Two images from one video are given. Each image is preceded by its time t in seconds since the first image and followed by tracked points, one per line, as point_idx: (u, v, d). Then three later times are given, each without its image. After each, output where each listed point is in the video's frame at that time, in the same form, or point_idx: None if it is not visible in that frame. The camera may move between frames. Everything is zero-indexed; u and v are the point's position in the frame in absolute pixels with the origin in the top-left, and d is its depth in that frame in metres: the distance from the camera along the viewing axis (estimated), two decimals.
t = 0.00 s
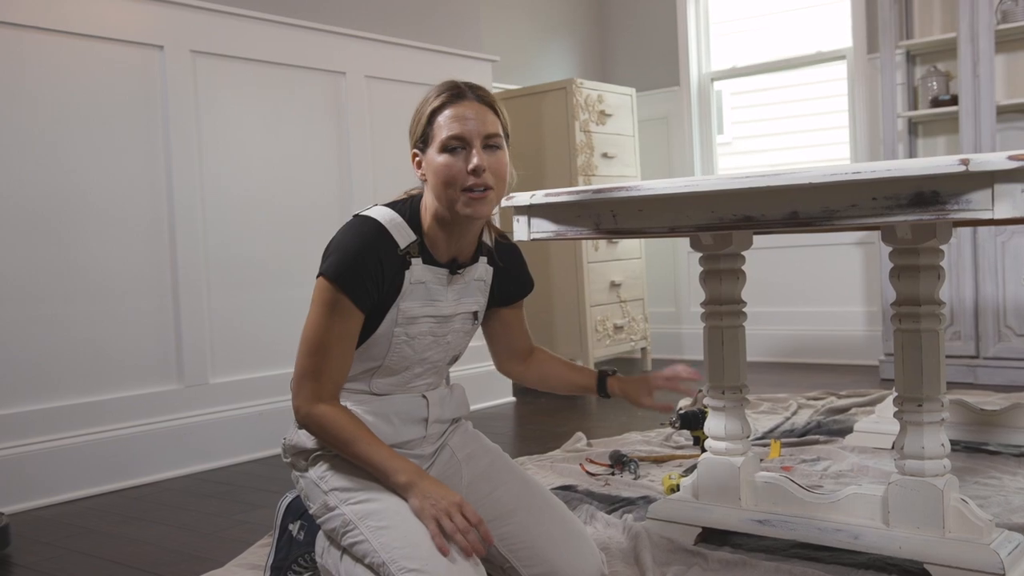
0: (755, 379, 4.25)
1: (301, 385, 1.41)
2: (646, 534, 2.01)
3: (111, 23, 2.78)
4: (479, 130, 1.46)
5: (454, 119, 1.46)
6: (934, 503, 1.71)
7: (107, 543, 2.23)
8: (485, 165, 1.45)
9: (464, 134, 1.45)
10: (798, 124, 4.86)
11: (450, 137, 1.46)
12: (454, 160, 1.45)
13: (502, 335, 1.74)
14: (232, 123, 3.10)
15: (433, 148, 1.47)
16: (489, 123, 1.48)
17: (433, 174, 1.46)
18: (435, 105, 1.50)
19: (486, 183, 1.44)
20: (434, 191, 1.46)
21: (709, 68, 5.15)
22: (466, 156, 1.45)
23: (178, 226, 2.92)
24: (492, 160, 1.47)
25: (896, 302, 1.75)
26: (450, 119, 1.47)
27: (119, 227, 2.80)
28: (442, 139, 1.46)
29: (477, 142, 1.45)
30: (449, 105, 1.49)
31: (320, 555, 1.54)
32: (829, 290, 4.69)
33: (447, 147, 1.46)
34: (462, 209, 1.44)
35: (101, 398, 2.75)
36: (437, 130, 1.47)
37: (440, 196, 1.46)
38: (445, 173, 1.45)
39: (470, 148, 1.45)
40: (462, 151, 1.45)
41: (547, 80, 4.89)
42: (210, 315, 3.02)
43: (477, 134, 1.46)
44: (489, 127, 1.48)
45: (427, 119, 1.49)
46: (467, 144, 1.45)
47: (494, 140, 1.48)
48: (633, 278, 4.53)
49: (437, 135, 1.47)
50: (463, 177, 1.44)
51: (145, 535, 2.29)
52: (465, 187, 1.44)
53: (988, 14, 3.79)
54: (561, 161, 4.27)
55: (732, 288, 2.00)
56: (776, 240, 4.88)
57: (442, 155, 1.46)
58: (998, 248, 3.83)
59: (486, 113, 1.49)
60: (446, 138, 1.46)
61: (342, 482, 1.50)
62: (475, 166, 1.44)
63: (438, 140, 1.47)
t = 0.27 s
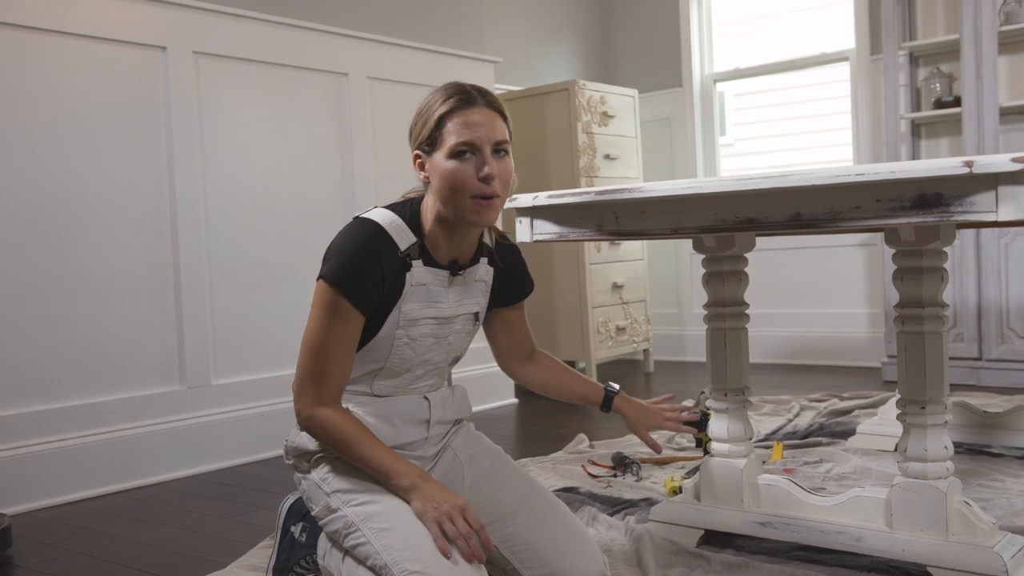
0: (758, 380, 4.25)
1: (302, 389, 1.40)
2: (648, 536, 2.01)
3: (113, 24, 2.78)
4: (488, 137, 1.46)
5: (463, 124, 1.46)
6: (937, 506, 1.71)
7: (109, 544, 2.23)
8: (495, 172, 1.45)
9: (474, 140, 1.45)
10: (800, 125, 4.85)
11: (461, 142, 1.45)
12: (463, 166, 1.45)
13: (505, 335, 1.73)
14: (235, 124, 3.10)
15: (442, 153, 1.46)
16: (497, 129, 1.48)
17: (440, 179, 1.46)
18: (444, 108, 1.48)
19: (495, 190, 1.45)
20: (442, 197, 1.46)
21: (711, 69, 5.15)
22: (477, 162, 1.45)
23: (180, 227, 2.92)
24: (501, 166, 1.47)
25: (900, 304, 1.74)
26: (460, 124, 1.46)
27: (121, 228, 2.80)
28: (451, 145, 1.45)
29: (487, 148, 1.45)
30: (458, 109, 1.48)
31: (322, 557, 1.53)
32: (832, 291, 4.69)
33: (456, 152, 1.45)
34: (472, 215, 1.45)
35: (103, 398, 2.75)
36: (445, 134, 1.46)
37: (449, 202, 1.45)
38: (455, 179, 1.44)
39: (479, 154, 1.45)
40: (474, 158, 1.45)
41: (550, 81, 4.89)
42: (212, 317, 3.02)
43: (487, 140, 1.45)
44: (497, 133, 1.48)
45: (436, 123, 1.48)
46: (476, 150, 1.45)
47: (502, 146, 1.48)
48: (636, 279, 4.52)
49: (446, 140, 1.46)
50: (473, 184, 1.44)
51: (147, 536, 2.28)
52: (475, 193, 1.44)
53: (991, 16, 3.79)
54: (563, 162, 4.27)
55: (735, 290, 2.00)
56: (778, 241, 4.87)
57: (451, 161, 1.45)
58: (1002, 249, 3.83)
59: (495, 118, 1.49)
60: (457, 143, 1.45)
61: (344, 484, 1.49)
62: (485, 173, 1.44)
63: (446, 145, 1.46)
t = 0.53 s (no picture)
0: (761, 379, 4.24)
1: (301, 393, 1.40)
2: (652, 535, 2.01)
3: (115, 23, 2.78)
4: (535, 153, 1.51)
5: (524, 140, 1.48)
6: (941, 504, 1.71)
7: (111, 543, 2.23)
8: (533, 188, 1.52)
9: (529, 156, 1.49)
10: (803, 124, 4.85)
11: (520, 158, 1.47)
12: (516, 181, 1.48)
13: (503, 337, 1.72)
14: (237, 124, 3.09)
15: (498, 165, 1.46)
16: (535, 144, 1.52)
17: (497, 192, 1.47)
18: (501, 118, 1.46)
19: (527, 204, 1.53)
20: (490, 208, 1.47)
21: (713, 68, 5.14)
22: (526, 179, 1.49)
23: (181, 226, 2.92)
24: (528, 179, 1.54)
25: (903, 303, 1.74)
26: (518, 139, 1.47)
27: (122, 227, 2.80)
28: (512, 159, 1.46)
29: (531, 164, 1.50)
30: (512, 121, 1.48)
31: (325, 557, 1.53)
32: (834, 290, 4.68)
33: (515, 167, 1.47)
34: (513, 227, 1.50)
35: (105, 398, 2.75)
36: (506, 147, 1.46)
37: (498, 214, 1.48)
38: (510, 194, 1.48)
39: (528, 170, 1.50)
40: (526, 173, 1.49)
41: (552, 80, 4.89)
42: (214, 316, 3.02)
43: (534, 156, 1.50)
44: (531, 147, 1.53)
45: (496, 133, 1.45)
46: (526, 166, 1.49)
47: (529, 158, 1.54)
48: (638, 278, 4.52)
49: (507, 153, 1.46)
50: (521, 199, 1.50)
51: (150, 535, 2.28)
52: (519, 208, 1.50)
53: (994, 14, 3.78)
54: (565, 161, 4.26)
55: (738, 289, 1.99)
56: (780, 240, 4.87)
57: (507, 175, 1.47)
58: (1005, 248, 3.82)
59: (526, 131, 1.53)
60: (514, 157, 1.47)
61: (347, 483, 1.49)
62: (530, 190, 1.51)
63: (506, 158, 1.46)
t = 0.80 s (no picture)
0: (761, 379, 4.24)
1: (303, 390, 1.40)
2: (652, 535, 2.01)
3: (117, 22, 2.78)
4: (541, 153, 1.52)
5: (534, 141, 1.48)
6: (942, 505, 1.71)
7: (111, 542, 2.23)
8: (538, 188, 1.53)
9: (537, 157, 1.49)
10: (803, 124, 4.85)
11: (529, 159, 1.48)
12: (524, 181, 1.49)
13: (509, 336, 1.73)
14: (238, 123, 3.09)
15: (507, 165, 1.46)
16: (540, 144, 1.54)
17: (506, 192, 1.47)
18: (512, 119, 1.47)
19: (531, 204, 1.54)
20: (497, 208, 1.48)
21: (714, 68, 5.14)
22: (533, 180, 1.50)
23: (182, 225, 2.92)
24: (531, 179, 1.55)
25: (904, 303, 1.74)
26: (528, 140, 1.48)
27: (123, 226, 2.80)
28: (523, 160, 1.47)
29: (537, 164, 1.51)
30: (521, 121, 1.48)
31: (326, 556, 1.53)
32: (835, 290, 4.68)
33: (525, 168, 1.48)
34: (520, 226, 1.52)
35: (106, 396, 2.75)
36: (516, 148, 1.46)
37: (505, 214, 1.49)
38: (520, 194, 1.49)
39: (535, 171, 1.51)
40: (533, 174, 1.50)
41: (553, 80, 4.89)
42: (214, 315, 3.02)
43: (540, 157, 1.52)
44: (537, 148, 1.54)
45: (506, 134, 1.45)
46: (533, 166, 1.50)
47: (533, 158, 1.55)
48: (638, 278, 4.52)
49: (518, 154, 1.47)
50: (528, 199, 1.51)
51: (150, 534, 2.28)
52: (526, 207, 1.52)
53: (996, 15, 3.78)
54: (566, 161, 4.26)
55: (739, 289, 1.99)
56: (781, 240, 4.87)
57: (516, 175, 1.48)
58: (1005, 248, 3.82)
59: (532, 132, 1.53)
60: (524, 158, 1.47)
61: (347, 483, 1.49)
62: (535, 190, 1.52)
63: (517, 159, 1.47)
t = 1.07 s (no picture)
0: (761, 381, 4.24)
1: (308, 390, 1.41)
2: (654, 537, 2.00)
3: (113, 29, 2.78)
4: (515, 140, 1.45)
5: (493, 127, 1.44)
6: (944, 504, 1.70)
7: (112, 550, 2.23)
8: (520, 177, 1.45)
9: (503, 144, 1.44)
10: (800, 125, 4.86)
11: (489, 145, 1.44)
12: (490, 169, 1.44)
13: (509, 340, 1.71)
14: (235, 129, 3.09)
15: (469, 155, 1.44)
16: (522, 133, 1.47)
17: (469, 180, 1.44)
18: (473, 108, 1.46)
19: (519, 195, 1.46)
20: (465, 199, 1.45)
21: (710, 71, 5.15)
22: (503, 167, 1.44)
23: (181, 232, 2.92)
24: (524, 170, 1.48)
25: (904, 303, 1.74)
26: (489, 127, 1.44)
27: (122, 233, 2.79)
28: (480, 146, 1.44)
29: (514, 152, 1.45)
30: (486, 111, 1.46)
31: (327, 562, 1.53)
32: (833, 291, 4.68)
33: (484, 155, 1.44)
34: (497, 219, 1.44)
35: (105, 404, 2.74)
36: (473, 136, 1.44)
37: (473, 204, 1.44)
38: (482, 181, 1.43)
39: (506, 158, 1.45)
40: (501, 161, 1.44)
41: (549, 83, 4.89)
42: (213, 321, 3.02)
43: (515, 145, 1.45)
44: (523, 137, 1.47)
45: (464, 124, 1.45)
46: (504, 153, 1.44)
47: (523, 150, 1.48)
48: (637, 280, 4.52)
49: (473, 141, 1.44)
50: (500, 188, 1.44)
51: (151, 542, 2.28)
52: (501, 198, 1.44)
53: (991, 15, 3.79)
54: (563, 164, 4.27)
55: (738, 290, 1.99)
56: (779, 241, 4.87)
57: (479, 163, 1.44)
58: (1003, 248, 3.83)
59: (520, 122, 1.48)
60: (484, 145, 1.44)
61: (349, 487, 1.49)
62: (511, 177, 1.44)
63: (474, 146, 1.44)
